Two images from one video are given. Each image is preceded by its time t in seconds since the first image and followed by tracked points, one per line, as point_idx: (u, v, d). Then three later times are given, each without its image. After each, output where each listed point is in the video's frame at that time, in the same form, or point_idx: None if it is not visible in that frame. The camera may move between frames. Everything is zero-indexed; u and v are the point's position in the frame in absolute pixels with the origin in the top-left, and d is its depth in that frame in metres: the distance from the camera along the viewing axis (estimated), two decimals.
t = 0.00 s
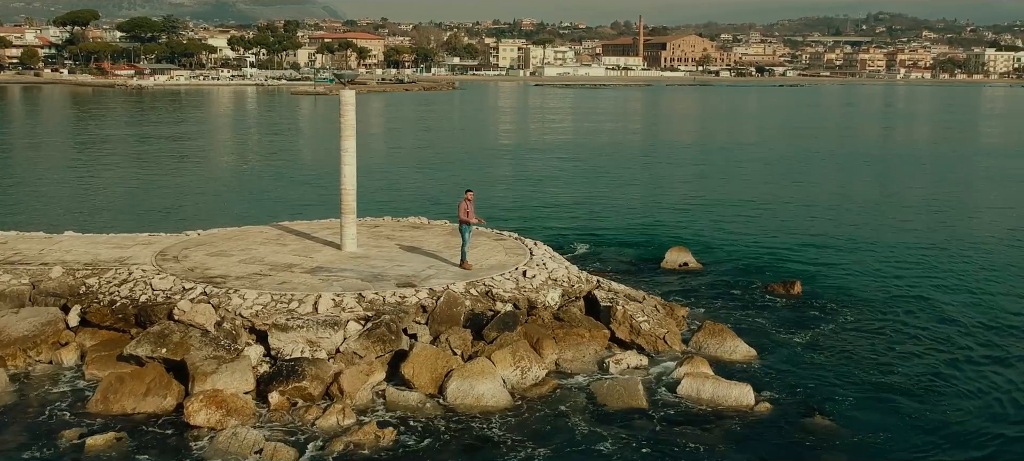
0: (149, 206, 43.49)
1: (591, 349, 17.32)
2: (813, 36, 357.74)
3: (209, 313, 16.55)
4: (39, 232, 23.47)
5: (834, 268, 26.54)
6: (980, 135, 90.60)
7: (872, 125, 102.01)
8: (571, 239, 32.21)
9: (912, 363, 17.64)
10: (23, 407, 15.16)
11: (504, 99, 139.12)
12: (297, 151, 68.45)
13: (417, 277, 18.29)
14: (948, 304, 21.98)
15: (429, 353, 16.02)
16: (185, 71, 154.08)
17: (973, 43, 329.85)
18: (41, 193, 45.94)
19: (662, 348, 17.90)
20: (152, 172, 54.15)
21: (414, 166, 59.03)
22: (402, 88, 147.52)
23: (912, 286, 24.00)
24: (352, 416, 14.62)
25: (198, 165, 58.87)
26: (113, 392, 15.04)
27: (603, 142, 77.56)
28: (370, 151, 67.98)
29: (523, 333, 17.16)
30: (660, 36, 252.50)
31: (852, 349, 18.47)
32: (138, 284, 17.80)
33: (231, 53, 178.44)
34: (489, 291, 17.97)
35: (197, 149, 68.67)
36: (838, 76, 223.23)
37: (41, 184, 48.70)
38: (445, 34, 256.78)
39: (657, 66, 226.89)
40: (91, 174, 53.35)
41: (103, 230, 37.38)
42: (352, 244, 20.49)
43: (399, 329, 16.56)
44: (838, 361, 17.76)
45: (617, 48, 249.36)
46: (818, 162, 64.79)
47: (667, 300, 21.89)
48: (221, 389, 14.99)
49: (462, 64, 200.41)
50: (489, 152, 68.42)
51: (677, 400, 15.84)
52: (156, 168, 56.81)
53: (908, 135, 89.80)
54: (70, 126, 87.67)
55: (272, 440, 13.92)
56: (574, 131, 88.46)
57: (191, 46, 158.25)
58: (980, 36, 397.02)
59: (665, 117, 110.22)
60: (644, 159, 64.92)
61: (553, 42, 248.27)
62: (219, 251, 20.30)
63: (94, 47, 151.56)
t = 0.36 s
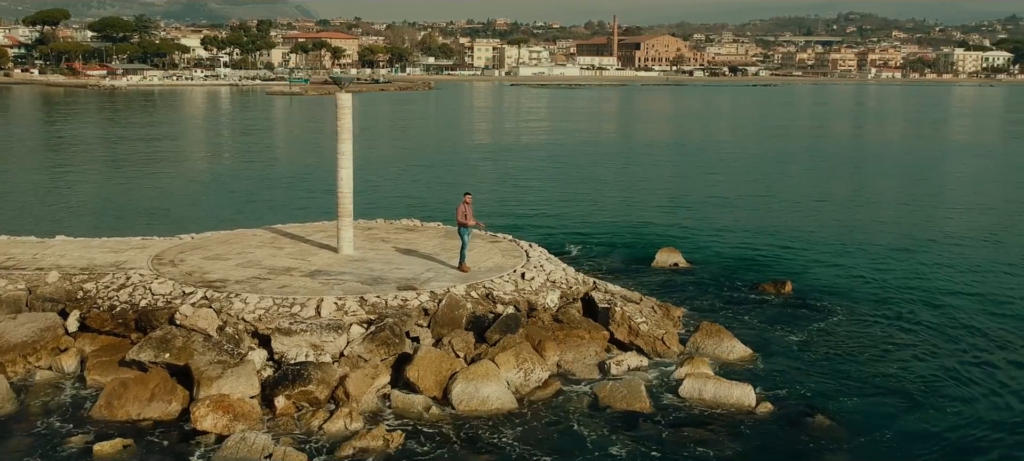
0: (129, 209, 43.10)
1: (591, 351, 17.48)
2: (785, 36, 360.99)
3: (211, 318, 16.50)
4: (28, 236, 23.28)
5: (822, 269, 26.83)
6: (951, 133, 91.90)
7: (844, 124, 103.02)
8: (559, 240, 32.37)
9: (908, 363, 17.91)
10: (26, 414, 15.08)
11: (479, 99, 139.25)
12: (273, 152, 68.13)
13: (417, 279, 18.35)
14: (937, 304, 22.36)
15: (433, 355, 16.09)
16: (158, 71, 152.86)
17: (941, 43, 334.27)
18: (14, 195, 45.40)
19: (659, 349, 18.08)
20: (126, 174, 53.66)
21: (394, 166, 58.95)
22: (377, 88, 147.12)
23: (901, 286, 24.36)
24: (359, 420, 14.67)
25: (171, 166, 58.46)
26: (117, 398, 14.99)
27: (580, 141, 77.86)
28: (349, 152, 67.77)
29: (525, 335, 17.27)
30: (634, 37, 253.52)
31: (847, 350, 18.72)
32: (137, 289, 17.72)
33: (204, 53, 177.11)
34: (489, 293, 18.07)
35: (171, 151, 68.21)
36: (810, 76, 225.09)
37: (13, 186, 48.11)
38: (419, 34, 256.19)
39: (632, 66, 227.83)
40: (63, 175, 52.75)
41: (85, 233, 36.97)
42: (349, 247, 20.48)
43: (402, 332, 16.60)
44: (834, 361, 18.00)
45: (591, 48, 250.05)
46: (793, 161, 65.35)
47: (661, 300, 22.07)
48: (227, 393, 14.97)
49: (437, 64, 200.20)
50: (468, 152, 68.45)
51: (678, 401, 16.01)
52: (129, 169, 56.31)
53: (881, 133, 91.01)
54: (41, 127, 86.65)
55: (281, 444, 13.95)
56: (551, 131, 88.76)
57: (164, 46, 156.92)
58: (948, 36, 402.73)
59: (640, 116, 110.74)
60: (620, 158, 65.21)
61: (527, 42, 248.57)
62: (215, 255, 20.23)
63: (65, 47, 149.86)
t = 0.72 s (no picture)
0: (113, 210, 42.76)
1: (591, 351, 17.60)
2: (760, 36, 363.70)
3: (212, 321, 16.46)
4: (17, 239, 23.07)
5: (811, 268, 27.08)
6: (924, 132, 93.06)
7: (818, 123, 103.99)
8: (547, 241, 32.47)
9: (902, 363, 18.17)
10: (29, 421, 15.01)
11: (456, 99, 139.23)
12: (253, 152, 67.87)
13: (417, 282, 18.39)
14: (926, 304, 22.70)
15: (437, 357, 16.13)
16: (132, 71, 151.57)
17: (912, 43, 338.08)
18: None
19: (658, 349, 18.23)
20: (102, 175, 53.29)
21: (376, 166, 58.88)
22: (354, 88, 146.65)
23: (891, 285, 24.68)
24: (365, 423, 14.70)
25: (149, 167, 58.09)
26: (121, 403, 14.94)
27: (559, 141, 78.07)
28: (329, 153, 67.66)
29: (526, 337, 17.36)
30: (610, 36, 254.26)
31: (842, 350, 18.95)
32: (136, 293, 17.64)
33: (179, 53, 175.78)
34: (489, 295, 18.13)
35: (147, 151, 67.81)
36: (785, 75, 226.78)
37: None
38: (395, 33, 255.51)
39: (608, 66, 228.49)
40: (39, 176, 52.31)
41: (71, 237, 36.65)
42: (345, 249, 20.48)
43: (404, 335, 16.63)
44: (830, 361, 18.22)
45: (567, 48, 250.52)
46: (770, 159, 65.93)
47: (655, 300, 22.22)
48: (231, 397, 14.95)
49: (414, 64, 199.76)
50: (448, 152, 68.45)
51: (679, 402, 16.16)
52: (106, 170, 55.89)
53: (856, 132, 91.89)
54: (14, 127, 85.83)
55: (289, 448, 13.97)
56: (529, 130, 89.02)
57: (138, 46, 155.55)
58: (919, 36, 407.42)
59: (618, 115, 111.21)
60: (599, 157, 65.49)
61: (504, 42, 248.68)
62: (211, 258, 20.15)
63: (38, 47, 148.23)
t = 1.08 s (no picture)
0: (95, 212, 42.47)
1: (590, 353, 17.73)
2: (732, 36, 366.31)
3: (214, 325, 16.40)
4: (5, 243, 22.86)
5: (797, 268, 27.38)
6: (895, 130, 94.34)
7: (790, 122, 105.08)
8: (533, 241, 32.64)
9: (896, 364, 18.44)
10: (30, 428, 14.91)
11: (431, 99, 139.23)
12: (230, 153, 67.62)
13: (416, 284, 18.43)
14: (914, 303, 23.09)
15: (441, 360, 16.17)
16: (104, 71, 150.33)
17: (882, 43, 341.96)
18: None
19: (656, 350, 18.37)
20: (77, 177, 52.88)
21: (356, 167, 58.78)
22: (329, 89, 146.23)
23: (878, 284, 25.09)
24: (371, 426, 14.73)
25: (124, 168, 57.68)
26: (124, 408, 14.85)
27: (535, 140, 78.46)
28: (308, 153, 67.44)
29: (527, 338, 17.46)
30: (584, 37, 255.19)
31: (836, 351, 19.22)
32: (135, 297, 17.56)
33: (151, 53, 174.48)
34: (489, 296, 18.22)
35: (122, 152, 67.36)
36: (757, 75, 228.65)
37: None
38: (368, 33, 254.95)
39: (582, 66, 229.29)
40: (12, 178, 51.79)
41: (55, 240, 36.41)
42: (341, 252, 20.48)
43: (406, 338, 16.66)
44: (826, 362, 18.46)
45: (541, 48, 251.12)
46: (746, 158, 66.60)
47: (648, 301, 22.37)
48: (236, 401, 14.92)
49: (388, 64, 199.36)
50: (426, 152, 68.49)
51: (681, 403, 16.32)
52: (81, 172, 55.44)
53: (830, 130, 92.89)
54: None
55: (297, 453, 13.98)
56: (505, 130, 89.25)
57: (110, 46, 154.21)
58: (888, 36, 412.36)
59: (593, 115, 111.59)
60: (577, 156, 65.83)
61: (478, 42, 248.94)
62: (206, 261, 20.07)
63: (7, 47, 146.51)
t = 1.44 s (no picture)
0: (75, 214, 42.09)
1: (589, 353, 17.85)
2: (704, 36, 368.54)
3: (216, 329, 16.36)
4: None
5: (785, 268, 27.69)
6: (867, 129, 95.27)
7: (765, 120, 105.84)
8: (520, 242, 32.76)
9: (890, 363, 18.71)
10: (33, 434, 14.81)
11: (406, 99, 138.94)
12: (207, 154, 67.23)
13: (415, 286, 18.48)
14: (901, 302, 23.49)
15: (444, 362, 16.22)
16: (74, 71, 148.79)
17: (852, 43, 345.18)
18: None
19: (654, 350, 18.53)
20: (54, 178, 52.40)
21: (336, 167, 58.64)
22: (304, 89, 145.57)
23: (863, 283, 25.49)
24: (377, 429, 14.76)
25: (101, 169, 57.18)
26: (128, 413, 14.78)
27: (514, 140, 78.63)
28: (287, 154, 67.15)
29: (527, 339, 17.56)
30: (558, 36, 255.53)
31: (829, 351, 19.45)
32: (133, 301, 17.47)
33: (122, 53, 172.87)
34: (488, 299, 18.33)
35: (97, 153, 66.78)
36: (730, 75, 230.04)
37: None
38: (342, 33, 253.97)
39: (556, 66, 229.61)
40: None
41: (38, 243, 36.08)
42: (337, 255, 20.46)
43: (408, 340, 16.71)
44: (821, 362, 18.68)
45: (515, 48, 251.29)
46: (723, 157, 67.19)
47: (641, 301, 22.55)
48: (241, 404, 14.89)
49: (363, 64, 198.76)
50: (405, 152, 68.41)
51: (681, 403, 16.46)
52: (57, 173, 54.90)
53: (804, 129, 93.71)
54: None
55: (304, 457, 13.99)
56: (483, 130, 89.37)
57: (81, 46, 152.64)
58: (858, 35, 416.30)
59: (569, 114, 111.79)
60: (557, 156, 65.98)
61: (452, 42, 248.69)
62: (202, 264, 20.00)
63: None
